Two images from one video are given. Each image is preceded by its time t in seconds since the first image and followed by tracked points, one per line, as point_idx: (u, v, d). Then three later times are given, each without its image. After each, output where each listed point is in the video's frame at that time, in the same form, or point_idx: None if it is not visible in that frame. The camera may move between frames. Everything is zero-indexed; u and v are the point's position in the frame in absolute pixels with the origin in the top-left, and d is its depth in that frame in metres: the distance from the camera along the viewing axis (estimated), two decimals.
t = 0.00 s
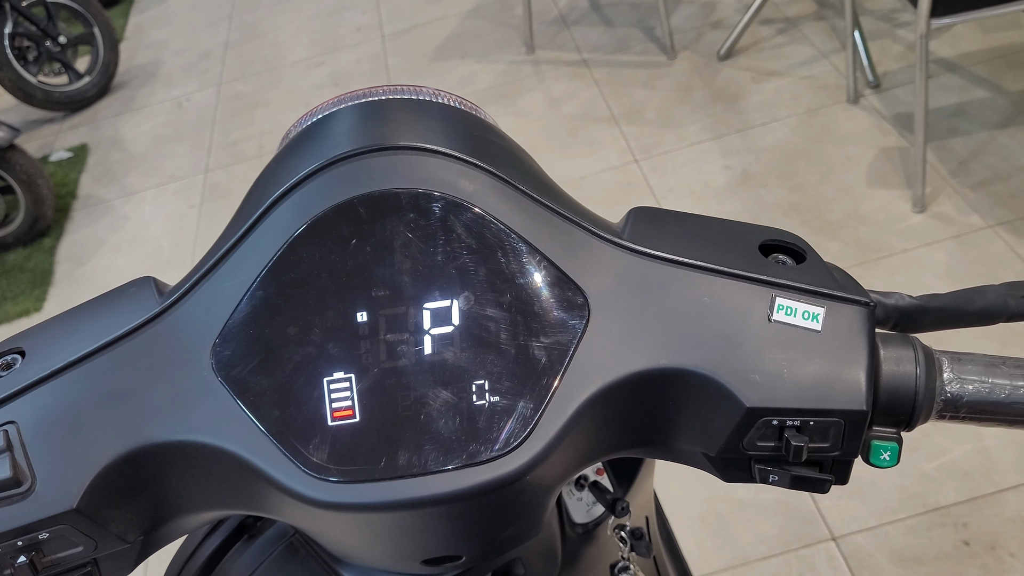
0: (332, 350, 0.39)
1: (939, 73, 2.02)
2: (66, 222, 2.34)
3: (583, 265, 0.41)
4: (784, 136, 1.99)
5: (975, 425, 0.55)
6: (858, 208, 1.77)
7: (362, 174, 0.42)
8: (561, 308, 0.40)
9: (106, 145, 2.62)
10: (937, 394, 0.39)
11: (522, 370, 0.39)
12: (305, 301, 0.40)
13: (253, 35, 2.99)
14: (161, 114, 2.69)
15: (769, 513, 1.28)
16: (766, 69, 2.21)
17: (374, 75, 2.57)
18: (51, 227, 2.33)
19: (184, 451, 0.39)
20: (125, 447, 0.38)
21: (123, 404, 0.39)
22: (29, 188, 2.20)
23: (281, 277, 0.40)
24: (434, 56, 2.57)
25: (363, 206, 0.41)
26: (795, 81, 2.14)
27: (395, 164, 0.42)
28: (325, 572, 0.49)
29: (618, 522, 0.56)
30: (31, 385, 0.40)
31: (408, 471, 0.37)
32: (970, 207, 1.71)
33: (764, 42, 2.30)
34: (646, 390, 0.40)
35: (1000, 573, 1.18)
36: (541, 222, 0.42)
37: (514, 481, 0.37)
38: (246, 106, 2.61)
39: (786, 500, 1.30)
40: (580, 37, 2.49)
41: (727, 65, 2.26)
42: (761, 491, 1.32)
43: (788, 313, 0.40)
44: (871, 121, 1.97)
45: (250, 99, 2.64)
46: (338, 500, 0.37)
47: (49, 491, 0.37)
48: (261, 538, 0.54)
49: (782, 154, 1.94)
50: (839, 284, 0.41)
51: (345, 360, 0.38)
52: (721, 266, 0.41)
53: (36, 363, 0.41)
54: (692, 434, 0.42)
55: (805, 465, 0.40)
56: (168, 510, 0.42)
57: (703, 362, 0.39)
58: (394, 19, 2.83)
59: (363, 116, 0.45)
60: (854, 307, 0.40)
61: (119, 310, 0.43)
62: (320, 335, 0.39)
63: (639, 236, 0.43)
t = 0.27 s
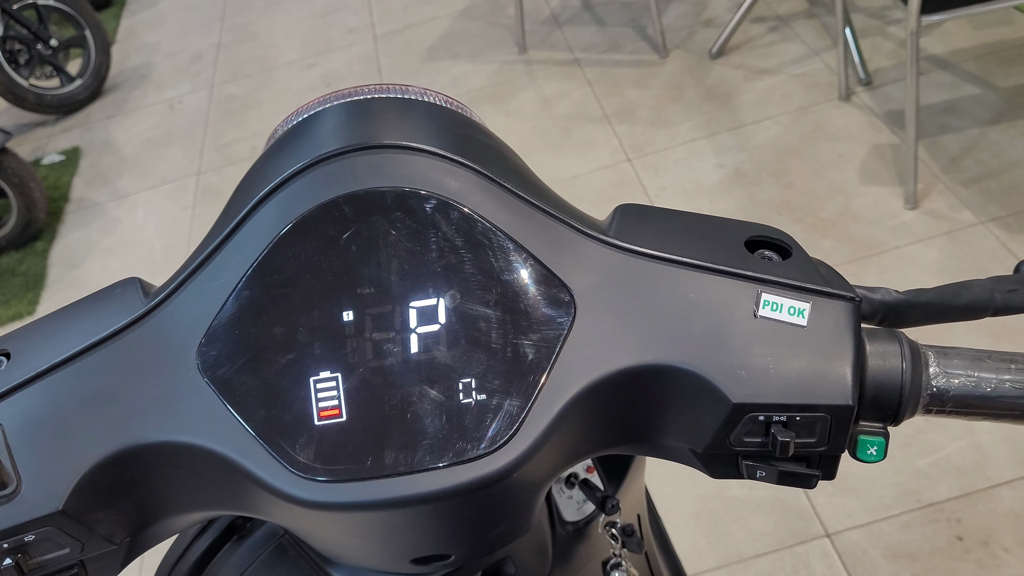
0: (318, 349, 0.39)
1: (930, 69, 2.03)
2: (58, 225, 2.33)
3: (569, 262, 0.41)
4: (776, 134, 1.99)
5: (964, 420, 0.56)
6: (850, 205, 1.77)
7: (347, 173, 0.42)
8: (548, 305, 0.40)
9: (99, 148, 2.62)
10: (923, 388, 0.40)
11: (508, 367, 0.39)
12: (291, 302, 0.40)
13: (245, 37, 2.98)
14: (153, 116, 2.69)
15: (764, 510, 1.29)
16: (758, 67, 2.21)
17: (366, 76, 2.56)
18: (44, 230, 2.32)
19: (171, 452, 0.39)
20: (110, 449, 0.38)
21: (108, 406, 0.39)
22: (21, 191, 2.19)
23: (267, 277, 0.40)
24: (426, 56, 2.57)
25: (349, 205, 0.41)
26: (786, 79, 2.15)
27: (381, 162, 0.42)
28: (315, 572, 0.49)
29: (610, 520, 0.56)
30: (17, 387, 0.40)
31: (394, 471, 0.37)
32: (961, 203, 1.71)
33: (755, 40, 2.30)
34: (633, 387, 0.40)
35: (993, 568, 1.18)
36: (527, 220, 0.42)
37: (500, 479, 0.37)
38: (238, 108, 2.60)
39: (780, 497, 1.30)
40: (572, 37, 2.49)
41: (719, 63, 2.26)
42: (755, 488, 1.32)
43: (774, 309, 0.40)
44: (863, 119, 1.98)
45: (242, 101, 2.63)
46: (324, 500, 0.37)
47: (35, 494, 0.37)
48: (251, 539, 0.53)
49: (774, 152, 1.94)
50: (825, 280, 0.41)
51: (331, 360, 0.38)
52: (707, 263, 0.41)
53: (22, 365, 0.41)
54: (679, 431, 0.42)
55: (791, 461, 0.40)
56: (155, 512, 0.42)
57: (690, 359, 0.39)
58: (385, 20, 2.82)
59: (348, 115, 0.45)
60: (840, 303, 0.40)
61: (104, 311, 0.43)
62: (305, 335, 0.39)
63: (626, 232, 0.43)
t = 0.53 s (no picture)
0: (305, 348, 0.38)
1: (921, 67, 2.03)
2: (50, 228, 2.32)
3: (556, 259, 0.41)
4: (768, 132, 1.99)
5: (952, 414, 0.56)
6: (842, 202, 1.77)
7: (333, 172, 0.42)
8: (534, 303, 0.40)
9: (90, 150, 2.61)
10: (909, 383, 0.40)
11: (495, 364, 0.39)
12: (278, 300, 0.40)
13: (237, 39, 2.98)
14: (144, 118, 2.68)
15: (758, 508, 1.29)
16: (749, 65, 2.21)
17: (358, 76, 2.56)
18: (36, 233, 2.32)
19: (158, 452, 0.39)
20: (97, 449, 0.38)
21: (95, 406, 0.39)
22: (13, 195, 2.19)
23: (254, 276, 0.40)
24: (418, 57, 2.57)
25: (335, 204, 0.41)
26: (778, 77, 2.15)
27: (366, 161, 0.42)
28: (305, 572, 0.49)
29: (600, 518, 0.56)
30: (4, 388, 0.40)
31: (382, 469, 0.37)
32: (953, 199, 1.72)
33: (746, 39, 2.31)
34: (620, 383, 0.40)
35: (986, 563, 1.18)
36: (513, 218, 0.42)
37: (488, 477, 0.37)
38: (230, 110, 2.60)
39: (774, 495, 1.30)
40: (564, 36, 2.49)
41: (710, 62, 2.26)
42: (749, 486, 1.32)
43: (760, 305, 0.40)
44: (854, 116, 1.98)
45: (234, 103, 2.63)
46: (312, 498, 0.37)
47: (22, 494, 0.37)
48: (241, 539, 0.53)
49: (765, 150, 1.94)
50: (811, 276, 0.41)
51: (318, 358, 0.38)
52: (693, 259, 0.42)
53: (8, 365, 0.41)
54: (667, 426, 0.42)
55: (778, 456, 0.40)
56: (143, 512, 0.42)
57: (676, 355, 0.39)
58: (377, 20, 2.82)
59: (334, 114, 0.45)
60: (826, 298, 0.40)
61: (91, 311, 0.43)
62: (293, 334, 0.39)
63: (612, 229, 0.43)
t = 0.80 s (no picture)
0: (292, 345, 0.38)
1: (912, 63, 2.04)
2: (43, 229, 2.32)
3: (542, 254, 0.41)
4: (761, 129, 1.99)
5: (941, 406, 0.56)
6: (835, 198, 1.78)
7: (319, 169, 0.42)
8: (521, 298, 0.40)
9: (83, 151, 2.60)
10: (896, 375, 0.40)
11: (482, 360, 0.39)
12: (264, 298, 0.40)
13: (229, 39, 2.97)
14: (137, 119, 2.68)
15: (752, 504, 1.29)
16: (741, 62, 2.21)
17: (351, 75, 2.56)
18: (29, 235, 2.31)
19: (145, 451, 0.39)
20: (84, 448, 0.38)
21: (82, 405, 0.39)
22: (6, 197, 2.18)
23: (240, 274, 0.40)
24: (411, 56, 2.57)
25: (321, 201, 0.41)
26: (771, 74, 2.15)
27: (352, 158, 0.42)
28: (295, 570, 0.49)
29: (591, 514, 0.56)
30: None
31: (370, 466, 0.37)
32: (945, 195, 1.72)
33: (739, 36, 2.31)
34: (607, 378, 0.41)
35: (980, 557, 1.19)
36: (500, 213, 0.42)
37: (475, 472, 0.37)
38: (223, 110, 2.59)
39: (768, 491, 1.30)
40: (557, 35, 2.49)
41: (703, 59, 2.26)
42: (743, 482, 1.32)
43: (746, 299, 0.40)
44: (847, 113, 1.98)
45: (227, 103, 2.63)
46: (300, 495, 0.37)
47: (8, 494, 0.37)
48: (231, 538, 0.53)
49: (758, 147, 1.95)
50: (797, 270, 0.41)
51: (305, 355, 0.38)
52: (679, 253, 0.42)
53: None
54: (654, 421, 0.42)
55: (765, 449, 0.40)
56: (130, 511, 0.42)
57: (662, 349, 0.39)
58: (369, 20, 2.82)
59: (319, 111, 0.45)
60: (812, 291, 0.40)
61: (77, 311, 0.42)
62: (279, 331, 0.39)
63: (598, 225, 0.43)
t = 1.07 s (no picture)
0: (281, 344, 0.38)
1: (906, 59, 2.04)
2: (38, 231, 2.32)
3: (530, 251, 0.41)
4: (755, 127, 1.99)
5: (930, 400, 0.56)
6: (829, 195, 1.78)
7: (307, 167, 0.41)
8: (509, 296, 0.40)
9: (78, 153, 2.60)
10: (884, 369, 0.40)
11: (471, 357, 0.39)
12: (253, 297, 0.40)
13: (223, 39, 2.97)
14: (132, 121, 2.68)
15: (748, 501, 1.29)
16: (735, 60, 2.21)
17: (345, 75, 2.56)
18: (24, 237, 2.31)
19: (135, 450, 0.39)
20: (73, 448, 0.38)
21: (71, 405, 0.39)
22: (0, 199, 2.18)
23: (228, 273, 0.40)
24: (405, 56, 2.57)
25: (309, 200, 0.41)
26: (765, 71, 2.15)
27: (340, 156, 0.42)
28: (287, 570, 0.49)
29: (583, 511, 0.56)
30: None
31: (359, 464, 0.37)
32: (939, 191, 1.72)
33: (732, 33, 2.31)
34: (596, 375, 0.41)
35: (975, 553, 1.19)
36: (488, 211, 0.42)
37: (464, 470, 0.37)
38: (217, 111, 2.59)
39: (764, 487, 1.30)
40: (551, 33, 2.49)
41: (697, 57, 2.26)
42: (739, 479, 1.32)
43: (734, 295, 0.40)
44: (841, 109, 1.98)
45: (221, 104, 2.62)
46: (289, 494, 0.37)
47: None
48: (223, 538, 0.54)
49: (752, 144, 1.95)
50: (785, 265, 0.41)
51: (293, 354, 0.38)
52: (667, 250, 0.42)
53: None
54: (643, 418, 0.42)
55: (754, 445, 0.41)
56: (120, 511, 0.42)
57: (651, 346, 0.39)
58: (364, 20, 2.82)
59: (307, 110, 0.45)
60: (800, 287, 0.40)
61: (65, 311, 0.42)
62: (268, 329, 0.39)
63: (587, 222, 0.43)
